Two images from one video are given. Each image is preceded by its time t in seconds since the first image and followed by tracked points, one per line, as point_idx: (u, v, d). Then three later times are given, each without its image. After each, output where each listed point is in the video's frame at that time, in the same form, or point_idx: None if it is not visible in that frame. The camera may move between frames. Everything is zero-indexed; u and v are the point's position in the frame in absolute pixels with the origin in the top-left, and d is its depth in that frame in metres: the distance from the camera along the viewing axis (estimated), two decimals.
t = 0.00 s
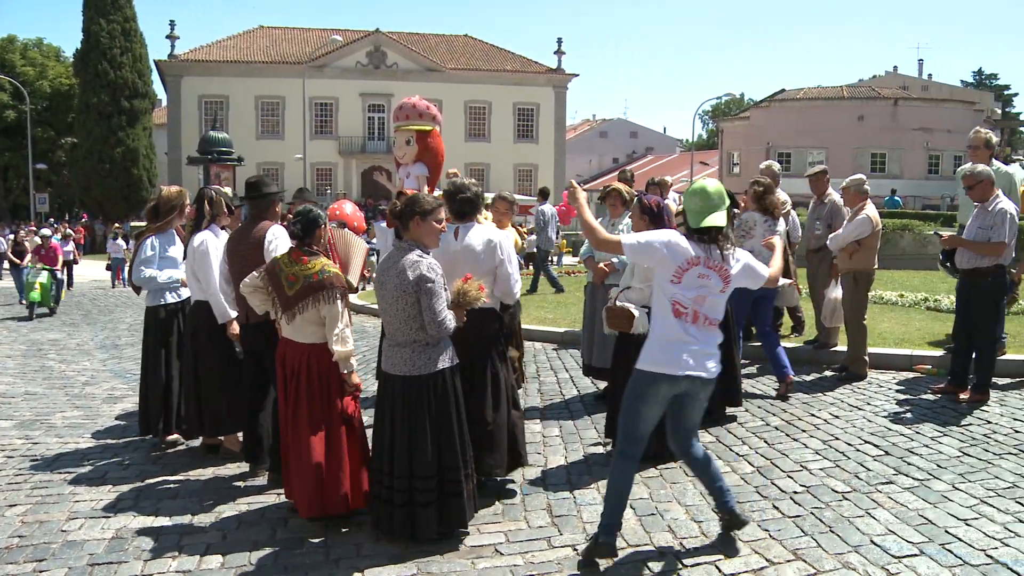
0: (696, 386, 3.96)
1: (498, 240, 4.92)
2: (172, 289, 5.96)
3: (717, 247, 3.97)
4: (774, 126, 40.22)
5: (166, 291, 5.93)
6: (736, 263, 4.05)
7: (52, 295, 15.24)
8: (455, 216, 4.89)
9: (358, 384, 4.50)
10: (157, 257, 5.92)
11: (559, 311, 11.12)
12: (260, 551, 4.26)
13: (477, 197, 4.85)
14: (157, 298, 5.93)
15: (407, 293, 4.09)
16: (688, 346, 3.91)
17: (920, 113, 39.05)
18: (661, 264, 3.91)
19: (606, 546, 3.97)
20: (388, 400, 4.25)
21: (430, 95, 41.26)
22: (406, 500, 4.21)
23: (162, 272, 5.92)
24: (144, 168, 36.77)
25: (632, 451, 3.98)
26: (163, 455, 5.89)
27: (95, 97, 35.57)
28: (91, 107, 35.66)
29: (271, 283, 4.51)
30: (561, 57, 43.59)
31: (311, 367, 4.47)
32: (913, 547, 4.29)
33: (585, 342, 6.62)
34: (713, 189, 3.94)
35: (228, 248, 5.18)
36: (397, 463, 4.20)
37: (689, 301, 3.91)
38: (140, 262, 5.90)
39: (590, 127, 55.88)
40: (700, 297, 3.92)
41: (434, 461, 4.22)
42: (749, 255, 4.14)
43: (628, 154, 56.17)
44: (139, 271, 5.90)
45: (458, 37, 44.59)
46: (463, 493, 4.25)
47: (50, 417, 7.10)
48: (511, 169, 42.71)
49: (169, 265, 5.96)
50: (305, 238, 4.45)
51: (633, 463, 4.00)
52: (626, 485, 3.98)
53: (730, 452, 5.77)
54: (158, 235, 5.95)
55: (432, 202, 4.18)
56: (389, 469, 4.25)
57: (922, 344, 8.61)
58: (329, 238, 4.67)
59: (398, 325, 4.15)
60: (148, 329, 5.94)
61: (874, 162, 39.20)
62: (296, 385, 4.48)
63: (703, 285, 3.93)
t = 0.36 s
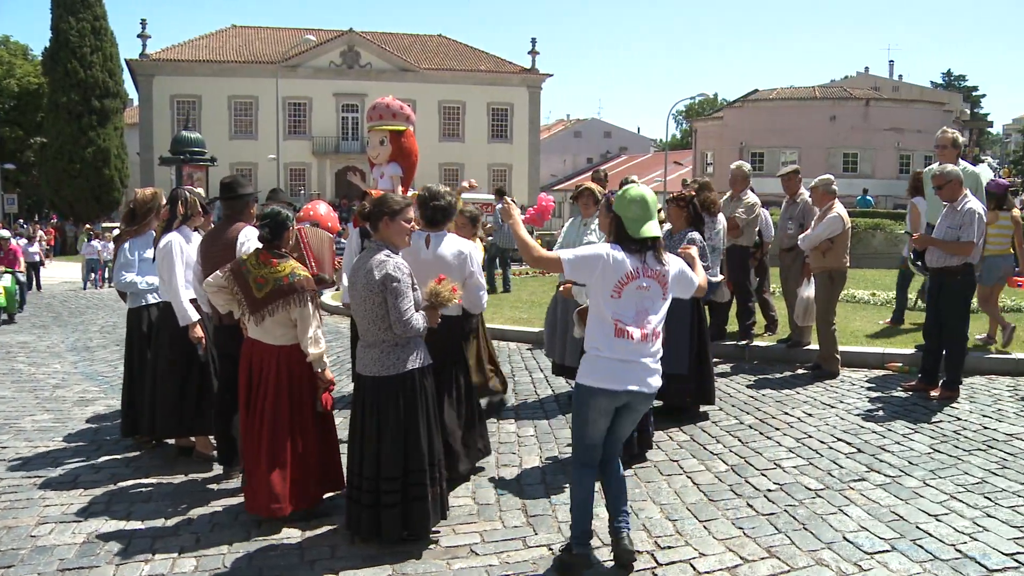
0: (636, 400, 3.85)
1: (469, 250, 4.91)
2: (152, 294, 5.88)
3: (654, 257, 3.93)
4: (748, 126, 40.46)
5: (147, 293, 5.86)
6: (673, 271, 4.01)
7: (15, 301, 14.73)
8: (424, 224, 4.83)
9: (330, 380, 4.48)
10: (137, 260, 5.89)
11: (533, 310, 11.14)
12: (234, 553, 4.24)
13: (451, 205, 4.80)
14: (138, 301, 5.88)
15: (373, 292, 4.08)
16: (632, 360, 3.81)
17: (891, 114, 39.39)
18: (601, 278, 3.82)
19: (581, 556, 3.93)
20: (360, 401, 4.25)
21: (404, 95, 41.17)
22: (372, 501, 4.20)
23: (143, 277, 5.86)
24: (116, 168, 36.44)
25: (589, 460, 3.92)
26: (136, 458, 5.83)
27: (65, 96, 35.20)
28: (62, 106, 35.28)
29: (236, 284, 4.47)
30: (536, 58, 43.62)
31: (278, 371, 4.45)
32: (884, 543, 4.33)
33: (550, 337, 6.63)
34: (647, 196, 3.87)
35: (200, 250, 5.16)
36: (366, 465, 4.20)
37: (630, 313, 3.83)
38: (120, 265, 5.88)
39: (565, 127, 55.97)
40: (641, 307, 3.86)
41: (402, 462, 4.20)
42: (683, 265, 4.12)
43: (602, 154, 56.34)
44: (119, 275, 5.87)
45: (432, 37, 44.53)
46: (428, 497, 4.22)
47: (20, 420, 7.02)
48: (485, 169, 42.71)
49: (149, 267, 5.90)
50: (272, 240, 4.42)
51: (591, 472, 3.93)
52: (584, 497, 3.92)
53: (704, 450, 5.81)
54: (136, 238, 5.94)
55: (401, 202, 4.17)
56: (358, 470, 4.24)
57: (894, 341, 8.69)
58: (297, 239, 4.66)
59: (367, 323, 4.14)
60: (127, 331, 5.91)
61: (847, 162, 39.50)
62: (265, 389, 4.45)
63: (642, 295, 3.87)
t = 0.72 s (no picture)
0: (633, 399, 3.96)
1: (432, 247, 4.86)
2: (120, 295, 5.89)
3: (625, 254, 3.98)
4: (720, 126, 40.66)
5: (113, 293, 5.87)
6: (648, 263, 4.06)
7: None
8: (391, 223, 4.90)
9: (301, 381, 4.46)
10: (103, 261, 5.93)
11: (506, 310, 11.14)
12: (206, 557, 4.21)
13: (411, 205, 4.86)
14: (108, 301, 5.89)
15: (352, 294, 4.07)
16: (622, 364, 3.91)
17: (862, 114, 39.72)
18: (572, 289, 3.89)
19: (583, 559, 3.95)
20: (335, 403, 4.22)
21: (378, 95, 41.05)
22: (352, 502, 4.19)
23: (110, 277, 5.88)
24: (86, 168, 36.08)
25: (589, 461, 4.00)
26: (107, 462, 5.78)
27: (33, 95, 34.78)
28: (30, 105, 34.85)
29: (208, 288, 4.47)
30: (509, 57, 43.62)
31: (248, 372, 4.42)
32: (856, 539, 4.37)
33: (521, 342, 6.57)
34: (609, 200, 3.92)
35: (174, 251, 5.14)
36: (344, 467, 4.18)
37: (609, 316, 3.91)
38: (86, 265, 5.88)
39: (538, 127, 56.03)
40: (621, 309, 3.93)
41: (380, 464, 4.20)
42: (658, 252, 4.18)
43: (576, 154, 56.47)
44: (85, 275, 5.86)
45: (405, 36, 44.43)
46: (410, 495, 4.23)
47: None
48: (459, 169, 42.68)
49: (117, 268, 5.95)
50: (238, 240, 4.42)
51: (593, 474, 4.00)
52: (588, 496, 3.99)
53: (678, 449, 5.83)
54: (106, 236, 5.94)
55: (375, 203, 4.17)
56: (336, 472, 4.22)
57: (865, 340, 8.77)
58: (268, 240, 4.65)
59: (343, 326, 4.12)
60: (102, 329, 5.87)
61: (818, 162, 39.80)
62: (234, 390, 4.44)
63: (619, 295, 3.93)
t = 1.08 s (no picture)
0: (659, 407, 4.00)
1: (415, 255, 4.74)
2: (79, 292, 5.80)
3: (636, 267, 3.98)
4: (696, 126, 40.82)
5: (76, 293, 5.79)
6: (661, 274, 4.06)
7: None
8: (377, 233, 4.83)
9: (276, 385, 4.36)
10: (67, 256, 5.84)
11: (483, 311, 11.13)
12: (180, 560, 4.18)
13: (395, 211, 4.77)
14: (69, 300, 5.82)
15: (337, 296, 4.05)
16: (640, 381, 3.95)
17: (835, 114, 40.01)
18: (586, 306, 3.94)
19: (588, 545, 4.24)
20: (314, 406, 4.19)
21: (353, 95, 40.91)
22: (336, 503, 4.17)
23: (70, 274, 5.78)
24: (57, 168, 35.74)
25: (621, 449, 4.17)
26: (79, 465, 5.72)
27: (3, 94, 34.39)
28: None
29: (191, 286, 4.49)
30: (485, 57, 43.59)
31: (226, 375, 4.40)
32: (831, 536, 4.39)
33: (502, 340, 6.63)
34: (616, 213, 3.93)
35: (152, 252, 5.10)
36: (325, 469, 4.17)
37: (625, 331, 3.94)
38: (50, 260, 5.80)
39: (514, 127, 56.03)
40: (637, 324, 3.95)
41: (362, 464, 4.19)
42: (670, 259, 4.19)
43: (552, 154, 56.55)
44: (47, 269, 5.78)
45: (381, 36, 44.30)
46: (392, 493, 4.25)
47: None
48: (434, 169, 42.62)
49: (79, 265, 5.86)
50: (215, 239, 4.41)
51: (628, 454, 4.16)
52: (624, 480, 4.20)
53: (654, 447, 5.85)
54: (72, 233, 5.89)
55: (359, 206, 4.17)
56: (315, 473, 4.21)
57: (840, 338, 8.82)
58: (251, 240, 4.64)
59: (326, 328, 4.09)
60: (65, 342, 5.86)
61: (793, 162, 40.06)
62: (212, 394, 4.42)
63: (634, 309, 3.95)
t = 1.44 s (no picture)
0: (628, 394, 3.92)
1: (396, 234, 4.82)
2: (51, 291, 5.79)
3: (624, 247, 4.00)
4: (670, 126, 40.99)
5: (47, 294, 5.79)
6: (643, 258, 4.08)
7: None
8: (353, 210, 4.81)
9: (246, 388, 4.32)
10: (35, 256, 5.75)
11: (458, 311, 11.13)
12: (154, 564, 4.15)
13: (375, 190, 4.77)
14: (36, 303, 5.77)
15: (308, 297, 4.03)
16: (616, 356, 3.86)
17: (808, 114, 40.31)
18: (580, 279, 3.83)
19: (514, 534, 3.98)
20: (288, 406, 4.18)
21: (327, 95, 40.74)
22: (309, 504, 4.16)
23: (41, 273, 5.72)
24: (27, 169, 35.41)
25: (558, 456, 3.95)
26: (51, 468, 5.67)
27: None
28: None
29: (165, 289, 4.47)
30: (460, 58, 43.56)
31: (202, 374, 4.38)
32: (805, 533, 4.43)
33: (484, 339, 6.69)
34: (604, 192, 4.03)
35: (123, 253, 5.05)
36: (299, 469, 4.16)
37: (611, 308, 3.88)
38: (17, 261, 5.71)
39: (489, 127, 56.03)
40: (620, 303, 3.91)
41: (336, 466, 4.18)
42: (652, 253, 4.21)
43: (527, 154, 56.60)
44: (15, 270, 5.69)
45: (356, 36, 44.15)
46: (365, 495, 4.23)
47: None
48: (409, 169, 42.56)
49: (48, 265, 5.79)
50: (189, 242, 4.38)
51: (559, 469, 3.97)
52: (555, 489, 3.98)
53: (629, 447, 5.88)
54: (40, 235, 5.80)
55: (333, 206, 4.16)
56: (289, 475, 4.20)
57: (813, 337, 8.88)
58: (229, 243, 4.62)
59: (297, 329, 4.08)
60: (29, 337, 5.77)
61: (767, 162, 40.31)
62: (189, 393, 4.41)
63: (620, 288, 3.92)
